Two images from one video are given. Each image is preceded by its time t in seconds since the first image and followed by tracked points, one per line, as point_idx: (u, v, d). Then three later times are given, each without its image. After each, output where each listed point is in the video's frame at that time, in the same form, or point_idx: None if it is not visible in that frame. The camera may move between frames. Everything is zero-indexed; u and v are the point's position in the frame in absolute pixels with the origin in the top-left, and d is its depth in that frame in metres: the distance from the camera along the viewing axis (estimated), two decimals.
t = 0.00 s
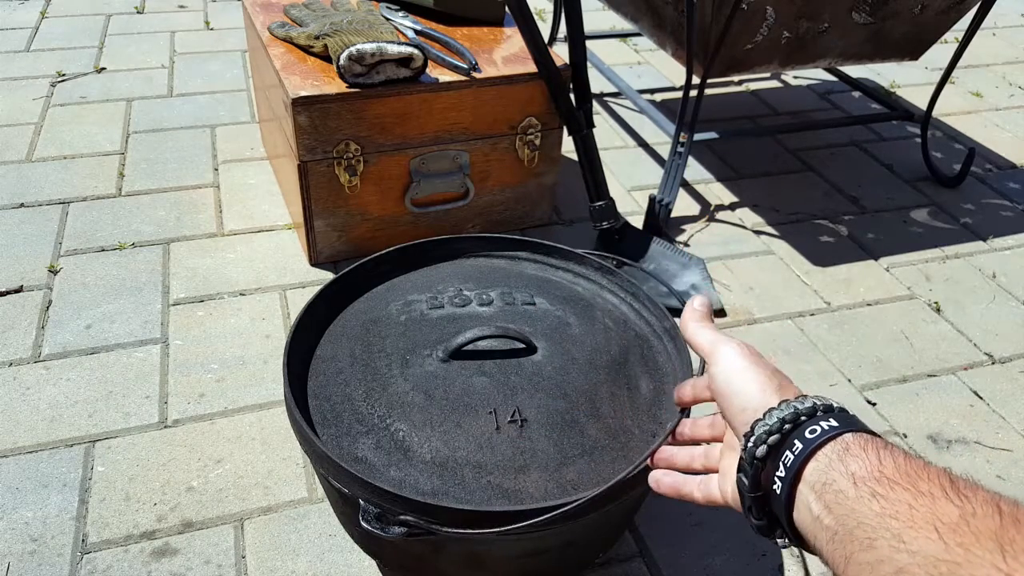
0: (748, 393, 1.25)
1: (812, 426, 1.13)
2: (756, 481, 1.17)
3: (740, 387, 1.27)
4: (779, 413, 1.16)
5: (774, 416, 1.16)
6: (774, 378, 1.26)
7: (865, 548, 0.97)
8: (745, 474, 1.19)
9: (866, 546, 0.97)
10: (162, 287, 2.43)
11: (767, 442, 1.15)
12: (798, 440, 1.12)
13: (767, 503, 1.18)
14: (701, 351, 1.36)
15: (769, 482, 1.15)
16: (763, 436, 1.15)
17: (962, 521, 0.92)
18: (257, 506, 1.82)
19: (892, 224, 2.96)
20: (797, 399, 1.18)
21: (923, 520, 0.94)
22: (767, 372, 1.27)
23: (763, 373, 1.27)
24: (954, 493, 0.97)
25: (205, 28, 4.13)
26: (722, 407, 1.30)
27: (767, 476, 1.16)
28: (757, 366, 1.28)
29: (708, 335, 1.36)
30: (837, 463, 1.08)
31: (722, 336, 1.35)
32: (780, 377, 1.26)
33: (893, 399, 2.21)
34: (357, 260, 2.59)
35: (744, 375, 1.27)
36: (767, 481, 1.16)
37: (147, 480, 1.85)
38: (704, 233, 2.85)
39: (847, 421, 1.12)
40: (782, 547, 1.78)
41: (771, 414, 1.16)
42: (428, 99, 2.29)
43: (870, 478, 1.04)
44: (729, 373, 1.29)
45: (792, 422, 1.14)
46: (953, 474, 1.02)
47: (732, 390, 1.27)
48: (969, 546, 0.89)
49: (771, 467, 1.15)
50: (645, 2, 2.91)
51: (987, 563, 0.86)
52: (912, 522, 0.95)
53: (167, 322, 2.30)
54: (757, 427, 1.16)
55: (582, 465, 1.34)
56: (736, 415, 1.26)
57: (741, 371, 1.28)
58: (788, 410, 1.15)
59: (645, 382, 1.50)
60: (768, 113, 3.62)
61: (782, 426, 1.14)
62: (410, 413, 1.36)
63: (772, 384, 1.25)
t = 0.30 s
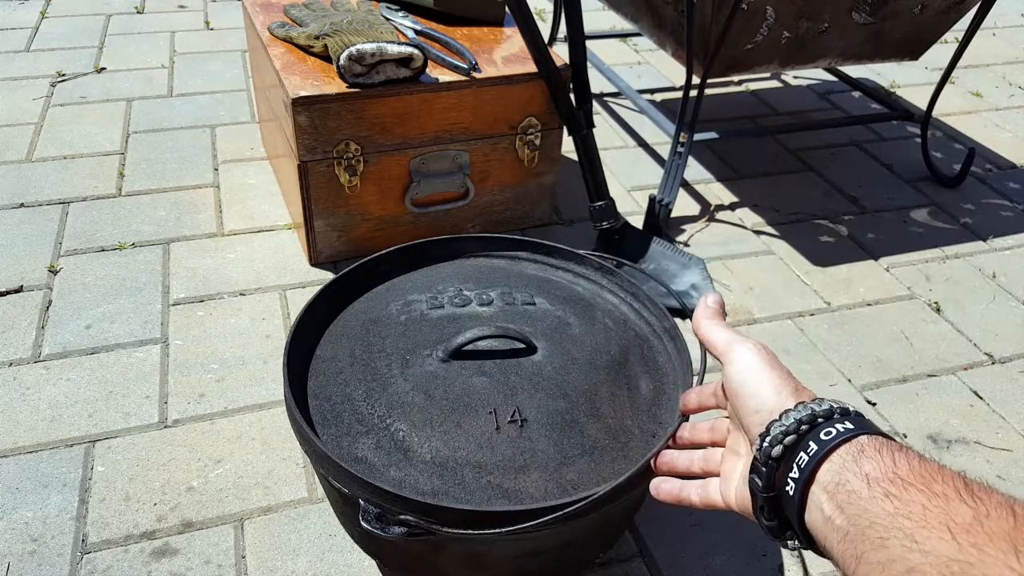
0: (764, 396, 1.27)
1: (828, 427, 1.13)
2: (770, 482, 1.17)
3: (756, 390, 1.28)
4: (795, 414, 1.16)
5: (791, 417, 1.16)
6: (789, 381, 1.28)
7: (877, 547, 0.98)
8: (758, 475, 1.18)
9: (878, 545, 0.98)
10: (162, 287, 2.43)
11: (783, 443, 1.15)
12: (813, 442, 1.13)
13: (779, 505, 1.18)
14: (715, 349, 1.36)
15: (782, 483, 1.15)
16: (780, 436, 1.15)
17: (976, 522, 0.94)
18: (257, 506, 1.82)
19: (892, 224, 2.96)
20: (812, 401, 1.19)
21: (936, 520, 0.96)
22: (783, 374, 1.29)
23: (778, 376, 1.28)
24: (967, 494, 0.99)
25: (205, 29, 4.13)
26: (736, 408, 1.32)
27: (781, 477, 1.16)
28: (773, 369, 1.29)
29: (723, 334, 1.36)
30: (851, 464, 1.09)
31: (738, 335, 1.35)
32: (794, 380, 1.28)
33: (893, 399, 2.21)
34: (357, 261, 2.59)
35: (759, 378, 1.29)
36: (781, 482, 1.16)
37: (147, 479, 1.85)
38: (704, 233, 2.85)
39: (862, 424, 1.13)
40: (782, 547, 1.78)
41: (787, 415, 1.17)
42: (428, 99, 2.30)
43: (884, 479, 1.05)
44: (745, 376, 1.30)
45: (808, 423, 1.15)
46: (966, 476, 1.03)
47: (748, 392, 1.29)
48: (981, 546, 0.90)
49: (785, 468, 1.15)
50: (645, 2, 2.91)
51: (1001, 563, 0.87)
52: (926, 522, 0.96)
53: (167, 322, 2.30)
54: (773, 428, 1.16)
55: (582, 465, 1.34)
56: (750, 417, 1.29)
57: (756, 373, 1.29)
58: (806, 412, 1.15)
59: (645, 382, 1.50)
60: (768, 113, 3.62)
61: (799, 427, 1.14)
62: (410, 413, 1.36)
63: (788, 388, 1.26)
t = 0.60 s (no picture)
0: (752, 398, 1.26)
1: (814, 428, 1.13)
2: (758, 483, 1.17)
3: (744, 392, 1.28)
4: (782, 415, 1.16)
5: (777, 418, 1.16)
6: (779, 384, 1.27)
7: (868, 550, 0.97)
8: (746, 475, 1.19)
9: (869, 547, 0.97)
10: (161, 287, 2.43)
11: (769, 444, 1.15)
12: (800, 443, 1.13)
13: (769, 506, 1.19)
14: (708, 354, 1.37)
15: (771, 483, 1.15)
16: (766, 438, 1.15)
17: (966, 523, 0.93)
18: (257, 506, 1.82)
19: (892, 224, 2.96)
20: (799, 401, 1.19)
21: (926, 522, 0.95)
22: (772, 377, 1.28)
23: (767, 379, 1.28)
24: (956, 495, 0.98)
25: (205, 29, 4.13)
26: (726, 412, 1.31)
27: (769, 478, 1.16)
28: (762, 372, 1.29)
29: (715, 338, 1.37)
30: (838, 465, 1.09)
31: (729, 339, 1.36)
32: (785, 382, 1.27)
33: (893, 399, 2.21)
34: (356, 261, 2.59)
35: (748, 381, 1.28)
36: (769, 483, 1.16)
37: (147, 480, 1.85)
38: (704, 232, 2.85)
39: (850, 423, 1.12)
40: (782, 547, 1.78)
41: (774, 416, 1.16)
42: (428, 99, 2.29)
43: (873, 480, 1.04)
44: (734, 379, 1.30)
45: (794, 424, 1.14)
46: (955, 476, 1.03)
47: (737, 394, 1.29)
48: (973, 548, 0.89)
49: (773, 468, 1.15)
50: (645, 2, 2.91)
51: (992, 565, 0.86)
52: (916, 524, 0.95)
53: (167, 322, 2.30)
54: (759, 429, 1.17)
55: (582, 465, 1.34)
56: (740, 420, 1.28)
57: (746, 376, 1.29)
58: (793, 413, 1.15)
59: (645, 382, 1.50)
60: (768, 113, 3.62)
61: (785, 428, 1.14)
62: (410, 413, 1.36)
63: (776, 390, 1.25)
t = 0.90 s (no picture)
0: (760, 413, 1.27)
1: (831, 437, 1.13)
2: (778, 494, 1.17)
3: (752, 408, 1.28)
4: (798, 425, 1.16)
5: (796, 426, 1.16)
6: (785, 393, 1.28)
7: (886, 558, 0.98)
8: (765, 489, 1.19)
9: (887, 554, 0.98)
10: (161, 287, 2.43)
11: (788, 454, 1.15)
12: (817, 452, 1.13)
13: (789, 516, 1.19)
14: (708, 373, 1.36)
15: (790, 494, 1.16)
16: (784, 448, 1.15)
17: (983, 529, 0.93)
18: (257, 506, 1.81)
19: (892, 224, 2.96)
20: (812, 411, 1.19)
21: (943, 529, 0.96)
22: (775, 388, 1.28)
23: (772, 390, 1.28)
24: (972, 501, 0.98)
25: (205, 29, 4.13)
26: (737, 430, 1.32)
27: (788, 488, 1.16)
28: (766, 384, 1.29)
29: (714, 358, 1.35)
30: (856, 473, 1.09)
31: (728, 357, 1.35)
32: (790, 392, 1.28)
33: (893, 399, 2.21)
34: (357, 261, 2.59)
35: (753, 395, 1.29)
36: (789, 494, 1.16)
37: (147, 480, 1.85)
38: (704, 233, 2.85)
39: (864, 431, 1.13)
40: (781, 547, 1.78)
41: (790, 426, 1.17)
42: (428, 99, 2.29)
43: (889, 488, 1.05)
44: (740, 395, 1.30)
45: (811, 433, 1.15)
46: (971, 483, 1.03)
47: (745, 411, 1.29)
48: (990, 555, 0.90)
49: (792, 478, 1.15)
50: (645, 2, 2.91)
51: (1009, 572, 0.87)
52: (933, 531, 0.96)
53: (167, 322, 2.30)
54: (776, 440, 1.17)
55: (582, 465, 1.34)
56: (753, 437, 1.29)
57: (751, 390, 1.29)
58: (810, 423, 1.15)
59: (645, 382, 1.50)
60: (768, 113, 3.62)
61: (802, 437, 1.15)
62: (410, 413, 1.36)
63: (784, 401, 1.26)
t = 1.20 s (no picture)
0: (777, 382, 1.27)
1: (854, 405, 1.12)
2: (798, 462, 1.18)
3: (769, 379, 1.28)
4: (818, 393, 1.16)
5: (819, 394, 1.16)
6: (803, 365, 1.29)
7: (917, 527, 0.96)
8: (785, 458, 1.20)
9: (918, 524, 0.96)
10: (162, 287, 2.43)
11: (807, 422, 1.15)
12: (839, 420, 1.12)
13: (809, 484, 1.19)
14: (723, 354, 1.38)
15: (811, 461, 1.16)
16: (803, 416, 1.16)
17: None
18: (257, 506, 1.81)
19: (892, 224, 2.96)
20: (835, 379, 1.18)
21: (981, 499, 0.93)
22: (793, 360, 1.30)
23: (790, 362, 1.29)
24: (1014, 474, 0.95)
25: (205, 29, 4.13)
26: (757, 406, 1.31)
27: (808, 457, 1.16)
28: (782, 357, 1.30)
29: (733, 340, 1.36)
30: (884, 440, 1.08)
31: (747, 339, 1.35)
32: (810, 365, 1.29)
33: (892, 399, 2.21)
34: (357, 261, 2.59)
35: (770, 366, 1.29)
36: (810, 461, 1.16)
37: (147, 480, 1.85)
38: (704, 233, 2.85)
39: (890, 399, 1.12)
40: (782, 547, 1.78)
41: (811, 395, 1.17)
42: (428, 99, 2.29)
43: (922, 458, 1.03)
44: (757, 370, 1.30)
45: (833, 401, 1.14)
46: (1010, 455, 1.00)
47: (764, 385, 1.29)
48: None
49: (812, 447, 1.16)
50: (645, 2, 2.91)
51: None
52: (970, 501, 0.93)
53: (167, 322, 2.30)
54: (796, 408, 1.17)
55: (582, 465, 1.33)
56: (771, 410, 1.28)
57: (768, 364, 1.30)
58: (833, 390, 1.15)
59: (645, 382, 1.50)
60: (768, 113, 3.62)
61: (823, 405, 1.15)
62: (410, 413, 1.36)
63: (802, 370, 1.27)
